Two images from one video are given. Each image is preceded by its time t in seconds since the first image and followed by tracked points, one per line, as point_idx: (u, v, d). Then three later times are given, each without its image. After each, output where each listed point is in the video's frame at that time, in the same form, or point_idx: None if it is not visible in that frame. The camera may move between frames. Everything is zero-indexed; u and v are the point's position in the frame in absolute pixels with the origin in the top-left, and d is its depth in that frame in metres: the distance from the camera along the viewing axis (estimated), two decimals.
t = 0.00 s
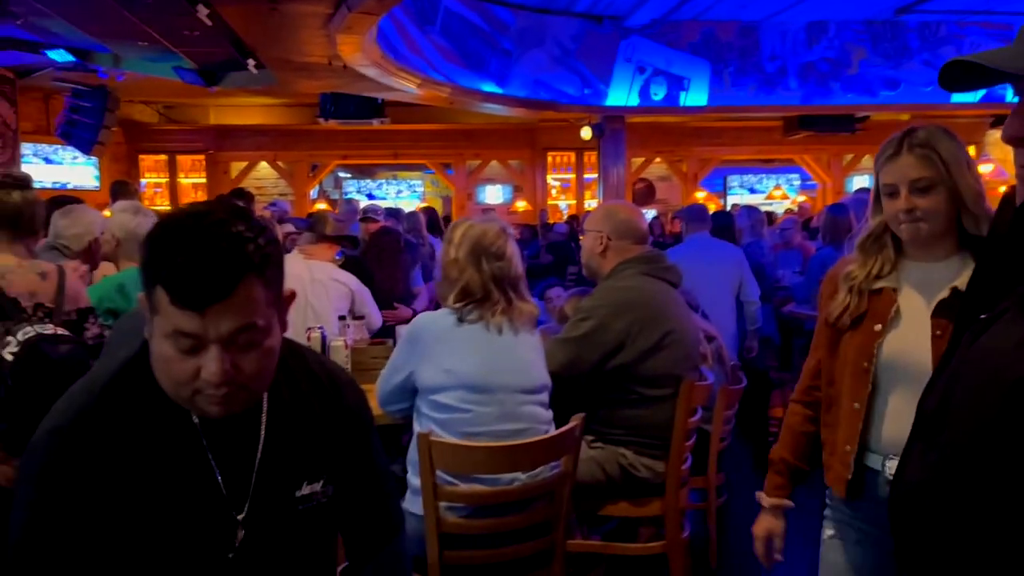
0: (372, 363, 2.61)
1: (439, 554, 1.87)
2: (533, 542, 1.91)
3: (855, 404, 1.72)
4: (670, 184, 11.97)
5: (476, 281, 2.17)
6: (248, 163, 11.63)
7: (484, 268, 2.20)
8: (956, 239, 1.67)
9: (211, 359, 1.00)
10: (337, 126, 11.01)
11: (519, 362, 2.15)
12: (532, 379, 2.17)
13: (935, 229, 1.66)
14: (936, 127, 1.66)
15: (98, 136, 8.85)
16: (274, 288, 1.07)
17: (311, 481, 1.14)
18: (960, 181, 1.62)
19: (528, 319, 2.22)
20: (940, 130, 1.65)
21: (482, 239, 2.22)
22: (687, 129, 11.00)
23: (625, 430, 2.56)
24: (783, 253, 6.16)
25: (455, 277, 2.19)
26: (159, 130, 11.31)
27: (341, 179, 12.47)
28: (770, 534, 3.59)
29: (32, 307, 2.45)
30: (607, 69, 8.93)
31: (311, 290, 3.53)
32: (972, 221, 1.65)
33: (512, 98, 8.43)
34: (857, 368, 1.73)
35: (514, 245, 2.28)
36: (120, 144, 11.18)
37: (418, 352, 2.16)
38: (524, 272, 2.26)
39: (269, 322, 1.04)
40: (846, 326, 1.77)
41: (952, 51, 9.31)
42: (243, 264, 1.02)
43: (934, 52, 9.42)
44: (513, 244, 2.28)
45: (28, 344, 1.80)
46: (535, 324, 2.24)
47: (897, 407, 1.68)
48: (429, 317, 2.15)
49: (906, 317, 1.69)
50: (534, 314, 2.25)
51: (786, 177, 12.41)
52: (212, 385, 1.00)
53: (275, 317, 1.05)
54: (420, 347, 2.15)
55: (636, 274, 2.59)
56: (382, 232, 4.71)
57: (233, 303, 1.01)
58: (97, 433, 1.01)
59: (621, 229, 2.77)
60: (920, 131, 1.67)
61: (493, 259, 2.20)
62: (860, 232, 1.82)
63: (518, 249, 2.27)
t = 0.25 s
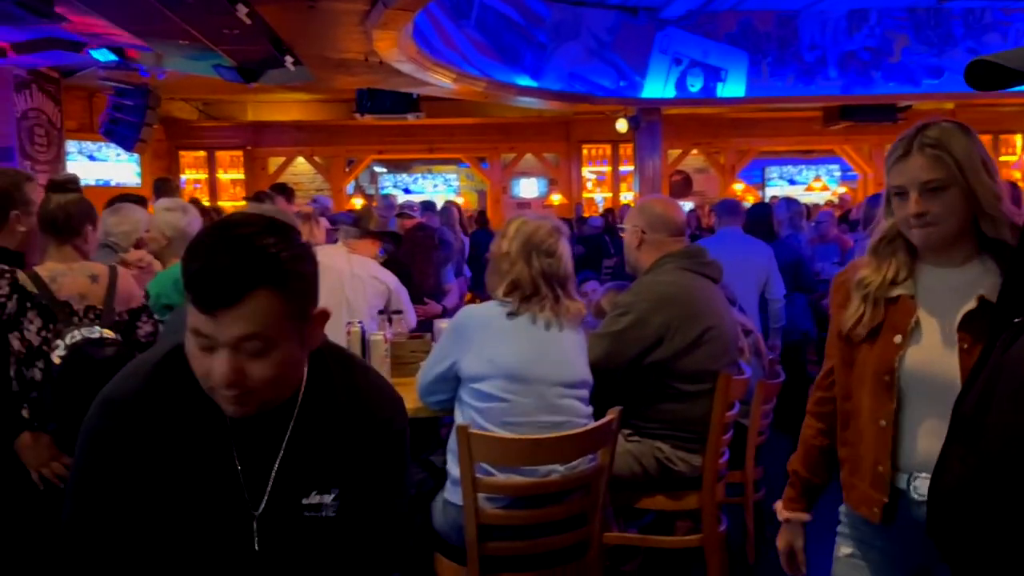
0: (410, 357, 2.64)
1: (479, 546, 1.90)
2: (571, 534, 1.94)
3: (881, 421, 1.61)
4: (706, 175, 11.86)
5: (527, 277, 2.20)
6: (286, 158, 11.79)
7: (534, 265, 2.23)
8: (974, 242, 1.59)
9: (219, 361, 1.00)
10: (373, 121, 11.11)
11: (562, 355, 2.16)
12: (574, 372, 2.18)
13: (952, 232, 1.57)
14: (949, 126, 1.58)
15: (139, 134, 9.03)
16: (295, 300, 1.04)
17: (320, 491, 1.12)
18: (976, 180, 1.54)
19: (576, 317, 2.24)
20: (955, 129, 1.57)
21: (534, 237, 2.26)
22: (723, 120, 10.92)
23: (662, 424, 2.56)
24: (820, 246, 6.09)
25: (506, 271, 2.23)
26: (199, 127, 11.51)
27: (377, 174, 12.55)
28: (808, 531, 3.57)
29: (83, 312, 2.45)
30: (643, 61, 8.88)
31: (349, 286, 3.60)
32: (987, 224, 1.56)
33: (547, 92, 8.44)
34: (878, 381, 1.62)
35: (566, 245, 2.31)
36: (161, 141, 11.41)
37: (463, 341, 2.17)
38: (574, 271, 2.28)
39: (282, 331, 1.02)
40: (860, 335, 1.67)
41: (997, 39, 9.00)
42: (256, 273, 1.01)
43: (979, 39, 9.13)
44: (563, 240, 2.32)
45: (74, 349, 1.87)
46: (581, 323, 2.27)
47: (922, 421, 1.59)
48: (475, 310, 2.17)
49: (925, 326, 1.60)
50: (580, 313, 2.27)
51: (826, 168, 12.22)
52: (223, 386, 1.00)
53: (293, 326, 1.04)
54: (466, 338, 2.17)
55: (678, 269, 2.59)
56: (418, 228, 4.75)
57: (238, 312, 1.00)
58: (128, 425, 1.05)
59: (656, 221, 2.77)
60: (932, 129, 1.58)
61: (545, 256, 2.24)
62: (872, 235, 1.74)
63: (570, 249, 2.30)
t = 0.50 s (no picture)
0: (450, 349, 2.67)
1: (517, 533, 1.94)
2: (609, 522, 1.97)
3: (873, 446, 1.45)
4: (742, 168, 11.73)
5: (565, 270, 2.21)
6: (323, 155, 11.95)
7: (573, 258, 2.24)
8: (951, 253, 1.45)
9: (172, 328, 1.09)
10: (408, 116, 11.20)
11: (600, 348, 2.19)
12: (611, 365, 2.21)
13: (928, 241, 1.44)
14: (923, 129, 1.44)
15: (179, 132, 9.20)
16: (255, 280, 1.09)
17: (309, 477, 1.14)
18: (952, 186, 1.41)
19: (613, 310, 2.25)
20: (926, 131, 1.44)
21: (573, 230, 2.26)
22: (759, 112, 10.85)
23: (700, 416, 2.58)
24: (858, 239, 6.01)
25: (545, 263, 2.24)
26: (238, 124, 11.73)
27: (412, 170, 12.58)
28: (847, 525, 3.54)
29: (117, 308, 2.46)
30: (678, 54, 8.83)
31: (382, 281, 3.68)
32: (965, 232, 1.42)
33: (581, 86, 8.46)
34: (859, 405, 1.46)
35: (605, 239, 2.31)
36: (202, 138, 11.64)
37: (502, 333, 2.21)
38: (613, 265, 2.29)
39: (226, 303, 1.07)
40: (837, 357, 1.50)
41: None
42: (208, 249, 1.08)
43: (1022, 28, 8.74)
44: (604, 236, 2.31)
45: (105, 342, 2.07)
46: (618, 317, 2.28)
47: (906, 444, 1.44)
48: (514, 302, 2.21)
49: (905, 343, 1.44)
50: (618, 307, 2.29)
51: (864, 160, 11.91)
52: (183, 353, 1.08)
53: (248, 302, 1.08)
54: (504, 330, 2.21)
55: (717, 262, 2.60)
56: (459, 223, 4.81)
57: (177, 283, 1.08)
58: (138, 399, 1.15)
59: (695, 215, 2.77)
60: (905, 132, 1.44)
61: (584, 249, 2.24)
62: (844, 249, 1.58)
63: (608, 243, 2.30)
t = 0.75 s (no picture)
0: (496, 339, 2.68)
1: (560, 520, 1.97)
2: (653, 511, 1.99)
3: (815, 460, 1.34)
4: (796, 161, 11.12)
5: (604, 262, 2.22)
6: (373, 149, 12.11)
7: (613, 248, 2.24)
8: (905, 240, 1.32)
9: (132, 299, 1.29)
10: (456, 110, 11.28)
11: (641, 339, 2.21)
12: (651, 355, 2.22)
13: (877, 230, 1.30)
14: (868, 101, 1.29)
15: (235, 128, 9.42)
16: (198, 261, 1.27)
17: (266, 448, 1.29)
18: (902, 168, 1.25)
19: (653, 300, 2.26)
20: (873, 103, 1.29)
21: (611, 220, 2.26)
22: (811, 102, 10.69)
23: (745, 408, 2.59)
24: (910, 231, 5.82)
25: (584, 254, 2.25)
26: (291, 120, 11.97)
27: (460, 163, 12.40)
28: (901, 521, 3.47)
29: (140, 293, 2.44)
30: (729, 45, 8.72)
31: (423, 272, 3.74)
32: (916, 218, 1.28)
33: (629, 78, 8.44)
34: (808, 415, 1.34)
35: (644, 229, 2.32)
36: (256, 134, 11.90)
37: (544, 325, 2.24)
38: (651, 254, 2.29)
39: (172, 280, 1.26)
40: (788, 358, 1.38)
41: None
42: (157, 231, 1.27)
43: None
44: (643, 227, 2.31)
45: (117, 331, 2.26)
46: (659, 307, 2.29)
47: (861, 453, 1.33)
48: (556, 294, 2.23)
49: (858, 344, 1.33)
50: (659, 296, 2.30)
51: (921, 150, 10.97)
52: (144, 325, 1.28)
53: (193, 281, 1.27)
54: (547, 321, 2.24)
55: (765, 252, 2.58)
56: (516, 213, 4.86)
57: (129, 263, 1.28)
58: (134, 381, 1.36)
59: (746, 204, 2.74)
60: (846, 103, 1.29)
61: (622, 239, 2.24)
62: (791, 233, 1.45)
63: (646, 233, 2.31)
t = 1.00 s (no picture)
0: (535, 337, 2.71)
1: (594, 518, 1.99)
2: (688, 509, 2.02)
3: (756, 529, 1.13)
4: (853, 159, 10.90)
5: (630, 263, 2.24)
6: (427, 148, 12.23)
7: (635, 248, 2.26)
8: (858, 274, 1.13)
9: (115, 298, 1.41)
10: (508, 109, 11.33)
11: (672, 338, 2.22)
12: (680, 353, 2.23)
13: (822, 261, 1.12)
14: (817, 110, 1.12)
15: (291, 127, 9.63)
16: (168, 258, 1.38)
17: (249, 433, 1.39)
18: (851, 190, 1.08)
19: (680, 296, 2.26)
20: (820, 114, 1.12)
21: (630, 219, 2.27)
22: (871, 99, 10.45)
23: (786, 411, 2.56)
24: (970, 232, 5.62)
25: (606, 256, 2.27)
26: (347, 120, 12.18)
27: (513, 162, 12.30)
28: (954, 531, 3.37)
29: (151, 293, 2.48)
30: (783, 41, 8.60)
31: (470, 270, 3.79)
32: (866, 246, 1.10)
33: (681, 76, 8.38)
34: (743, 476, 1.14)
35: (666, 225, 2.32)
36: (313, 134, 12.14)
37: (572, 328, 2.28)
38: (675, 249, 2.29)
39: (144, 278, 1.38)
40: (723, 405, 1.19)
41: None
42: (126, 234, 1.40)
43: None
44: (663, 222, 2.32)
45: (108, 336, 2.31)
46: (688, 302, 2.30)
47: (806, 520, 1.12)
48: (585, 297, 2.26)
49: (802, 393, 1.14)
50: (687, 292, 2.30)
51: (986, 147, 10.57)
52: (125, 321, 1.41)
53: (165, 277, 1.38)
54: (576, 324, 2.27)
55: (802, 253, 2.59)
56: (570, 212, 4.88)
57: (109, 263, 1.41)
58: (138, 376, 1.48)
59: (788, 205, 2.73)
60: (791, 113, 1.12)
61: (645, 238, 2.25)
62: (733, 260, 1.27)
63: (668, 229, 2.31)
